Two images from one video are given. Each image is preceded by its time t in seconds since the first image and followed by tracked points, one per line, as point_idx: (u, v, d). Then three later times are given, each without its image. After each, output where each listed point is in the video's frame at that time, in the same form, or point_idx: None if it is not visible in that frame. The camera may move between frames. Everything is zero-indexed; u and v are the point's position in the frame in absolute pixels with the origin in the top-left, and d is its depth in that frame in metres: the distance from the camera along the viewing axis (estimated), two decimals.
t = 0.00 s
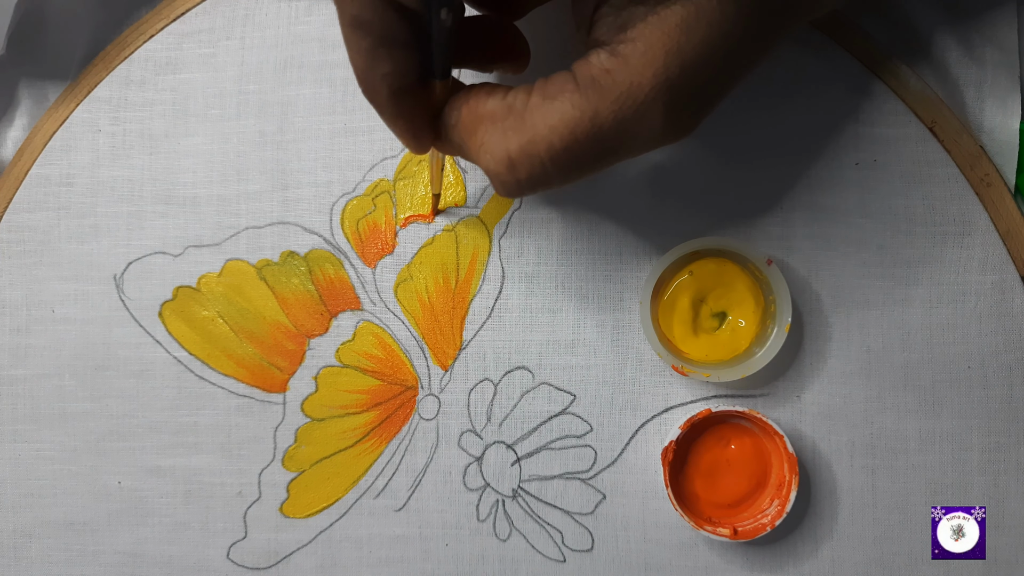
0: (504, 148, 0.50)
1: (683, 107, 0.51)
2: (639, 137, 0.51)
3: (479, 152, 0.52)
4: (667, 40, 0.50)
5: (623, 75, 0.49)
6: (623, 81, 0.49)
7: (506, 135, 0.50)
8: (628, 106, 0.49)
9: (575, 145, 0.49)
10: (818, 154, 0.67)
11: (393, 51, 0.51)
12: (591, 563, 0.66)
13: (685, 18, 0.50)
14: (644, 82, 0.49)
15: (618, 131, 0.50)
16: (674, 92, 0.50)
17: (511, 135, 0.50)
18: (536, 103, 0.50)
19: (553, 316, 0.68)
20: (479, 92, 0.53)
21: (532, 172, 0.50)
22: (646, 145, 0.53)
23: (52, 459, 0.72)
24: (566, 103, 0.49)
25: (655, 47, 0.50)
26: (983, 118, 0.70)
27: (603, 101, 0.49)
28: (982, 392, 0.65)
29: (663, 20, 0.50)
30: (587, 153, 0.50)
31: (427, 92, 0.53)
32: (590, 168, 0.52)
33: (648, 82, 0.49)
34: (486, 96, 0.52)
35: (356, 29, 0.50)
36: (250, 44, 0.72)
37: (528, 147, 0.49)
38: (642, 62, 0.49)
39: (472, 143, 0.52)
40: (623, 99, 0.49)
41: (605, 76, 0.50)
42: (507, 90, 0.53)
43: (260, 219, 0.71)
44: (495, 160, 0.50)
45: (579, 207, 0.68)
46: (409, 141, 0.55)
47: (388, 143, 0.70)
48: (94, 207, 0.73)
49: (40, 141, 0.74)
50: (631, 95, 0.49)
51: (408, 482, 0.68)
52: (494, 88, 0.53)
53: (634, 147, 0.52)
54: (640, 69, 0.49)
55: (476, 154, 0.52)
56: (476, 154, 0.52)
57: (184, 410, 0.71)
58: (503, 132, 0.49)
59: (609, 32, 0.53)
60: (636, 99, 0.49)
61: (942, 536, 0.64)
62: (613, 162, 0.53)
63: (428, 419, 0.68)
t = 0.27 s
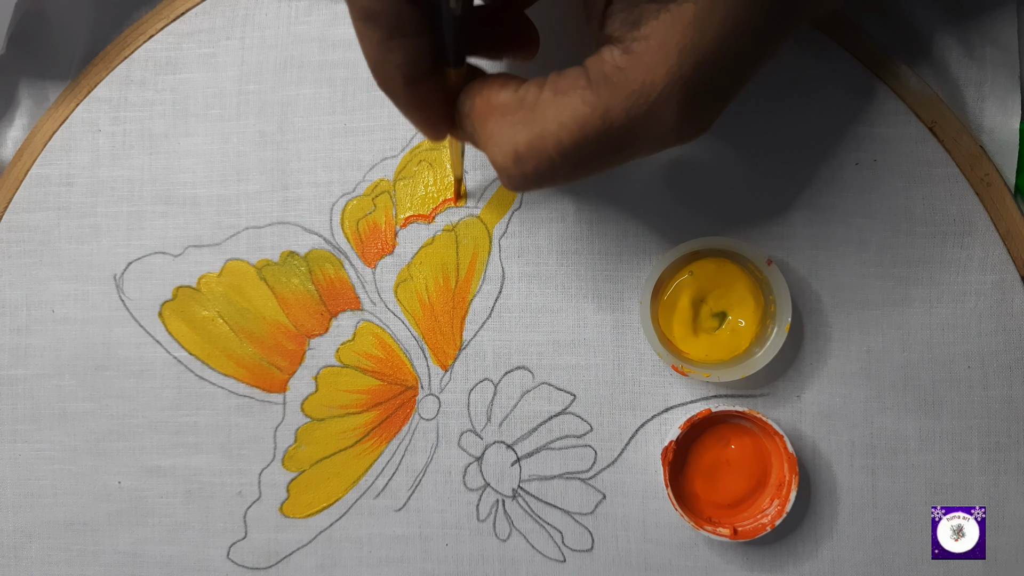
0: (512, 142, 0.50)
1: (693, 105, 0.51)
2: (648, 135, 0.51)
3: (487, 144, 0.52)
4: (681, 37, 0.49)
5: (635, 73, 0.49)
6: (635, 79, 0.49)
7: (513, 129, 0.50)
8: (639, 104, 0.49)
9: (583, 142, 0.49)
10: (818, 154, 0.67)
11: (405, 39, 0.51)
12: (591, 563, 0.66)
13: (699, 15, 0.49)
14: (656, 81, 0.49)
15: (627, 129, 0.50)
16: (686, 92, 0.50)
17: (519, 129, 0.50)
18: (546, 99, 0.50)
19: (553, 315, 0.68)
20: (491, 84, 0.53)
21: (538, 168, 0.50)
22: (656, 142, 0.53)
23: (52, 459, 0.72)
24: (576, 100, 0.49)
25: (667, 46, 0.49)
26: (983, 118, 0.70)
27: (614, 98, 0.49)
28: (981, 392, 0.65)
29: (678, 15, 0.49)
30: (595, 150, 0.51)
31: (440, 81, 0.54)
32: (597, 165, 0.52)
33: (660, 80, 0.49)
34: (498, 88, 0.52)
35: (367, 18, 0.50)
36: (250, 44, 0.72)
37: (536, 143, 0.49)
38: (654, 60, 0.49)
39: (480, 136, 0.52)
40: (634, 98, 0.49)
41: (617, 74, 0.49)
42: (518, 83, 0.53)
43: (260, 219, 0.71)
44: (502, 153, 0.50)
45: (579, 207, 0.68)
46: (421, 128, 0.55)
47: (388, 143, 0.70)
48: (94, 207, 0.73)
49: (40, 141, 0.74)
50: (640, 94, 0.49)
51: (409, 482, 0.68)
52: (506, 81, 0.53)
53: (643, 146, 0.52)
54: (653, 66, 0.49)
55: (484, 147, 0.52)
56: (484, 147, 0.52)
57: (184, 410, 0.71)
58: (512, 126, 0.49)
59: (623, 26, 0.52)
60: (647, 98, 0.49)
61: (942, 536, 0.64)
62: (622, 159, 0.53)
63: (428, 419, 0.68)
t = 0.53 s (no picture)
0: (498, 96, 0.50)
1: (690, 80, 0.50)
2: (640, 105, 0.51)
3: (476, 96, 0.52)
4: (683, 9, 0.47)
5: (630, 41, 0.48)
6: (629, 45, 0.48)
7: (502, 84, 0.50)
8: (630, 71, 0.48)
9: (568, 105, 0.49)
10: (819, 154, 0.67)
11: None
12: (591, 563, 0.66)
13: None
14: (650, 50, 0.48)
15: (615, 97, 0.49)
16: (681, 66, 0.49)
17: (506, 82, 0.50)
18: (539, 55, 0.50)
19: (553, 315, 0.68)
20: (487, 33, 0.53)
21: (524, 126, 0.51)
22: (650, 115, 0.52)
23: (52, 459, 0.72)
24: (566, 61, 0.49)
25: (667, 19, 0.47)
26: (984, 118, 0.69)
27: (605, 64, 0.48)
28: (981, 393, 0.65)
29: None
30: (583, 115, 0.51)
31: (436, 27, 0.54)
32: (586, 130, 0.52)
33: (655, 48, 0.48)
34: (492, 38, 0.53)
35: None
36: (250, 43, 0.72)
37: (523, 102, 0.50)
38: (650, 28, 0.47)
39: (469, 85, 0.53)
40: (627, 64, 0.48)
41: (611, 39, 0.49)
42: (515, 35, 0.53)
43: (260, 219, 0.71)
44: (488, 107, 0.51)
45: (579, 207, 0.68)
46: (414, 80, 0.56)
47: (387, 143, 0.70)
48: (93, 207, 0.73)
49: (40, 141, 0.74)
50: (633, 61, 0.48)
51: (408, 482, 0.68)
52: (503, 31, 0.53)
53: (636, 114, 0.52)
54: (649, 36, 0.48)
55: (472, 100, 0.52)
56: (472, 98, 0.52)
57: (184, 410, 0.71)
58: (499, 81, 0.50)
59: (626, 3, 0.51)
60: (638, 66, 0.48)
61: (942, 536, 0.64)
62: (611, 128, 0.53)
63: (428, 419, 0.68)
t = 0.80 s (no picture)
0: (521, 171, 0.50)
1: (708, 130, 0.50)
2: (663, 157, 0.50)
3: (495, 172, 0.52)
4: (693, 64, 0.48)
5: (644, 100, 0.48)
6: (644, 106, 0.48)
7: (524, 161, 0.50)
8: (649, 131, 0.48)
9: (593, 170, 0.49)
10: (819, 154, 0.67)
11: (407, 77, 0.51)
12: (591, 563, 0.66)
13: (715, 38, 0.47)
14: (667, 109, 0.48)
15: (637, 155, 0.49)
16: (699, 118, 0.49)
17: (528, 159, 0.50)
18: (554, 126, 0.50)
19: (553, 315, 0.68)
20: (497, 112, 0.53)
21: (550, 196, 0.50)
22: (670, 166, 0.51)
23: (52, 459, 0.72)
24: (584, 129, 0.48)
25: (680, 73, 0.48)
26: (984, 118, 0.69)
27: (624, 124, 0.48)
28: (982, 392, 0.65)
29: (691, 42, 0.48)
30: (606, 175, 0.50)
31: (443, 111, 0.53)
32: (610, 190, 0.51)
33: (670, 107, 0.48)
34: (505, 116, 0.52)
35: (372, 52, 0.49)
36: (250, 43, 0.72)
37: (545, 172, 0.49)
38: (664, 89, 0.48)
39: (487, 164, 0.52)
40: (644, 123, 0.48)
41: (624, 101, 0.48)
42: (527, 110, 0.53)
43: (260, 219, 0.71)
44: (512, 182, 0.50)
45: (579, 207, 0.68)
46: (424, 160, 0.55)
47: (387, 143, 0.70)
48: (93, 207, 0.73)
49: (40, 141, 0.74)
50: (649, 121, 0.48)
51: (409, 482, 0.68)
52: (514, 108, 0.53)
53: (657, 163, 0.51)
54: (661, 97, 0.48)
55: (493, 177, 0.52)
56: (492, 175, 0.52)
57: (184, 410, 0.71)
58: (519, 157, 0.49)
59: (632, 52, 0.52)
60: (657, 124, 0.48)
61: (942, 536, 0.64)
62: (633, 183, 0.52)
63: (428, 419, 0.68)
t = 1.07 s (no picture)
0: (497, 126, 0.48)
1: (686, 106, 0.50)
2: (640, 128, 0.50)
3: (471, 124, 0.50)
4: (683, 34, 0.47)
5: (626, 67, 0.47)
6: (626, 73, 0.47)
7: (500, 113, 0.48)
8: (629, 100, 0.47)
9: (569, 132, 0.48)
10: (819, 154, 0.67)
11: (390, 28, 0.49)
12: (591, 563, 0.66)
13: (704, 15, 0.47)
14: (648, 79, 0.47)
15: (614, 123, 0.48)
16: (680, 91, 0.48)
17: (504, 112, 0.48)
18: (534, 82, 0.48)
19: (553, 315, 0.68)
20: (479, 60, 0.51)
21: (523, 152, 0.49)
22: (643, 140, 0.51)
23: (52, 459, 0.72)
24: (564, 89, 0.47)
25: (664, 44, 0.47)
26: (984, 118, 0.69)
27: (606, 88, 0.47)
28: (982, 392, 0.65)
29: (680, 14, 0.48)
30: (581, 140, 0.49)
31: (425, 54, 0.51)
32: (584, 156, 0.50)
33: (651, 76, 0.47)
34: (485, 65, 0.50)
35: None
36: (250, 43, 0.72)
37: (521, 129, 0.47)
38: (647, 59, 0.47)
39: (464, 114, 0.50)
40: (625, 91, 0.47)
41: (606, 67, 0.47)
42: (508, 61, 0.51)
43: (260, 219, 0.71)
44: (487, 136, 0.49)
45: (578, 207, 0.68)
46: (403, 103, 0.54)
47: (387, 143, 0.70)
48: (93, 207, 0.73)
49: (40, 141, 0.74)
50: (631, 89, 0.47)
51: (409, 482, 0.68)
52: (495, 57, 0.51)
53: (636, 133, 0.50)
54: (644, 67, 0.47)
55: (468, 128, 0.50)
56: (467, 126, 0.50)
57: (184, 410, 0.71)
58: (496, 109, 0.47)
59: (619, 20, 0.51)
60: (636, 94, 0.47)
61: (942, 536, 0.64)
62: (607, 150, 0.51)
63: (428, 419, 0.68)
